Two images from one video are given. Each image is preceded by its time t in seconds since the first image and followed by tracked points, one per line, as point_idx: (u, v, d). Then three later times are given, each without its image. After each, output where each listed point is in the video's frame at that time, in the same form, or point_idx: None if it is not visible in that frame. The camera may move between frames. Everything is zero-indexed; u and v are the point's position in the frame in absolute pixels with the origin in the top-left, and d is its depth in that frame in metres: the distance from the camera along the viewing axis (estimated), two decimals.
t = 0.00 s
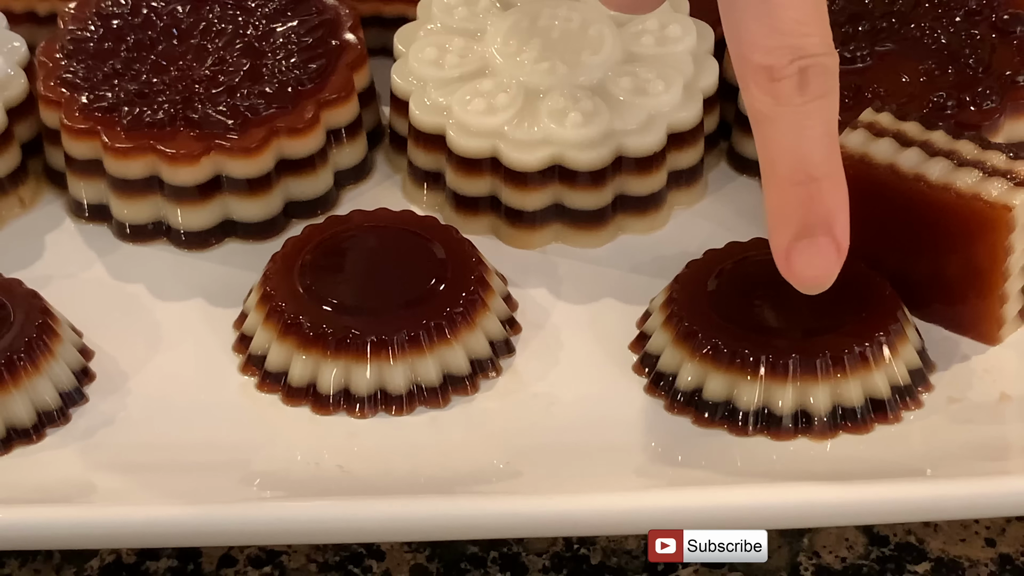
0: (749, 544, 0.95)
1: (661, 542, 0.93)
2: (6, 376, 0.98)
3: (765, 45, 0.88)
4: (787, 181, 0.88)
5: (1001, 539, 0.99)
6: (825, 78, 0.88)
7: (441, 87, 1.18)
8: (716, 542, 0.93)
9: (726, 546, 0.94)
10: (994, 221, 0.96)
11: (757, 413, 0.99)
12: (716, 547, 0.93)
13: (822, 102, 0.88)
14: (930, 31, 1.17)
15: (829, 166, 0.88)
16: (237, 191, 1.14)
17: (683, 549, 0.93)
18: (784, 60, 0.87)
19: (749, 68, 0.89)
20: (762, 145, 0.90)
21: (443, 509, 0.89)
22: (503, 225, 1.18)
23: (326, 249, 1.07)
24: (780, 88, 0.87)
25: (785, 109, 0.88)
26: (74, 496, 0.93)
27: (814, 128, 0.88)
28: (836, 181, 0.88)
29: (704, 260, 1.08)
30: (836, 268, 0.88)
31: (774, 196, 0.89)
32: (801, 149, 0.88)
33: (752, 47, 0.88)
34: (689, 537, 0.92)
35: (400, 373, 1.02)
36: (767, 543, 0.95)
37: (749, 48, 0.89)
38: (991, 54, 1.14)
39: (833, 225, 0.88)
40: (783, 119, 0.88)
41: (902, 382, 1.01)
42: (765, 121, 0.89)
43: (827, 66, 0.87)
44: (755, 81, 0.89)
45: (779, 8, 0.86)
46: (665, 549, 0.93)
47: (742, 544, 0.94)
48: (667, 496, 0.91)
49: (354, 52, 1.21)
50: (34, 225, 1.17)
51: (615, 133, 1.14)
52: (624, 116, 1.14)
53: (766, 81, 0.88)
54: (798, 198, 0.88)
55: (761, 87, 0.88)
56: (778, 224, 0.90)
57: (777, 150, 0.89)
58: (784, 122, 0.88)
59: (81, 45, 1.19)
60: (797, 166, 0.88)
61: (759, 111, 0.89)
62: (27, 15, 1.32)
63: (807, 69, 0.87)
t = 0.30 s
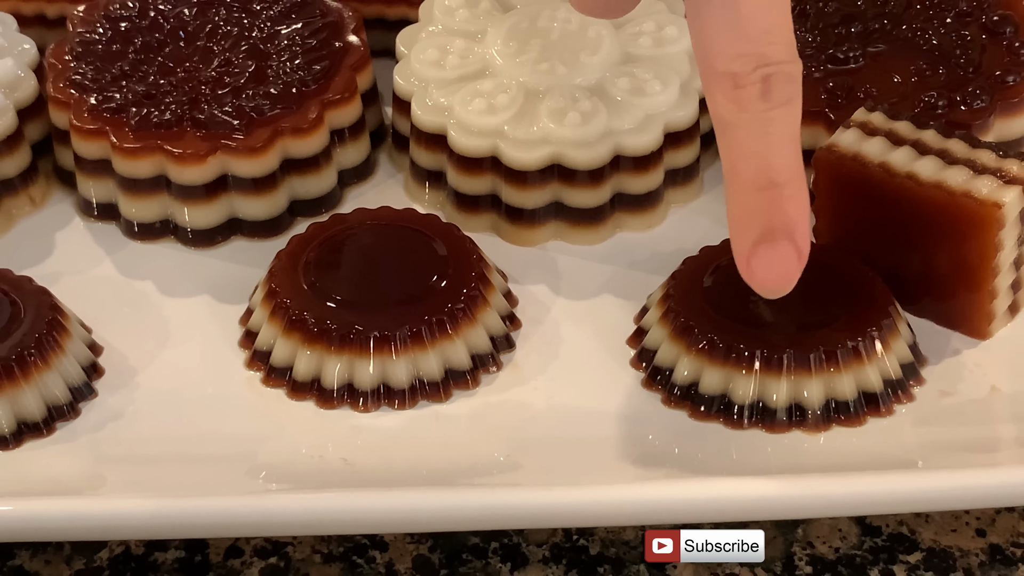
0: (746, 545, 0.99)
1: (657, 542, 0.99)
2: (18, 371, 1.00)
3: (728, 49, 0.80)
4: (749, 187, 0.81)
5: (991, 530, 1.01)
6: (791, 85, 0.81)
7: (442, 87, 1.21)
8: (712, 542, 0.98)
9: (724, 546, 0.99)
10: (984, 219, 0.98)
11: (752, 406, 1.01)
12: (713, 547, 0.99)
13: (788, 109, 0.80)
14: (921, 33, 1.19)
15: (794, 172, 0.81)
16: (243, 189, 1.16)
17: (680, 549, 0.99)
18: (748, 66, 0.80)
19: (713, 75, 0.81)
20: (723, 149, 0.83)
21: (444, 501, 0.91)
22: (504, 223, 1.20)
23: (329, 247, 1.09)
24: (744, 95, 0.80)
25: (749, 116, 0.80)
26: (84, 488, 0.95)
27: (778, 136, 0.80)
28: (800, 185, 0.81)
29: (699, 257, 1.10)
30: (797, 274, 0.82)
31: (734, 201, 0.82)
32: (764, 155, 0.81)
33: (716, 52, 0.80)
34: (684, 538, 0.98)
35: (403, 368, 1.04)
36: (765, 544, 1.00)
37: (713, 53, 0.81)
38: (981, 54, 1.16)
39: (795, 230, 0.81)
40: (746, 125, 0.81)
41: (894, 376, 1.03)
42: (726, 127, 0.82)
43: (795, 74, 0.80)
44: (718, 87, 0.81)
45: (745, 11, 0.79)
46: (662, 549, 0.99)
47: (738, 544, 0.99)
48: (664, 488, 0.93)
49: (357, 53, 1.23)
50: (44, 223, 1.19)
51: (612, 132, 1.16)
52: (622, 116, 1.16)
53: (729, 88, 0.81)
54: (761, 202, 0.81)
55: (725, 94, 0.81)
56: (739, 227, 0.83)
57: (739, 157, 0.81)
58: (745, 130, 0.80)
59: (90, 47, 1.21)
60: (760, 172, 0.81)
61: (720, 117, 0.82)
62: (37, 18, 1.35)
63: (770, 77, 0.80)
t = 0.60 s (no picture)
0: (743, 545, 1.00)
1: (655, 541, 1.01)
2: (29, 367, 1.03)
3: (709, 55, 0.76)
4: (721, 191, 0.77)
5: (981, 521, 1.04)
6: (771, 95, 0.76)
7: (444, 89, 1.23)
8: (709, 542, 1.00)
9: (721, 546, 1.00)
10: (973, 217, 1.00)
11: (747, 400, 1.04)
12: (710, 547, 1.00)
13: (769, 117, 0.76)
14: (912, 35, 1.22)
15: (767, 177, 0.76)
16: (249, 189, 1.18)
17: (678, 549, 1.00)
18: (729, 71, 0.76)
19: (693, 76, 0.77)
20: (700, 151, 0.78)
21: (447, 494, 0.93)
22: (504, 222, 1.23)
23: (333, 246, 1.12)
24: (723, 100, 0.76)
25: (726, 122, 0.76)
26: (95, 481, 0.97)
27: (754, 142, 0.76)
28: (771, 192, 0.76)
29: (695, 255, 1.12)
30: (759, 274, 0.78)
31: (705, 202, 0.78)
32: (740, 161, 0.76)
33: (698, 54, 0.76)
34: (683, 537, 1.00)
35: (405, 364, 1.06)
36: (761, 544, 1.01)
37: (695, 57, 0.77)
38: (971, 56, 1.19)
39: (763, 233, 0.77)
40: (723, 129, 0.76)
41: (885, 371, 1.05)
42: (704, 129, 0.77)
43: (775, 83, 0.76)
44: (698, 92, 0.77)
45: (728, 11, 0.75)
46: (660, 549, 1.01)
47: (736, 544, 1.00)
48: (661, 480, 0.95)
49: (361, 56, 1.25)
50: (55, 223, 1.22)
51: (610, 133, 1.19)
52: (619, 116, 1.19)
53: (709, 91, 0.76)
54: (733, 205, 0.76)
55: (704, 97, 0.76)
56: (707, 225, 0.78)
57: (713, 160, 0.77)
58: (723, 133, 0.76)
59: (99, 51, 1.24)
60: (732, 177, 0.76)
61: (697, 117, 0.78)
62: (47, 22, 1.37)
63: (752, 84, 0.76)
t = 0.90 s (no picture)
0: (739, 545, 1.02)
1: (651, 541, 1.04)
2: (40, 365, 1.05)
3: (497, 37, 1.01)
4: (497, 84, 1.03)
5: (972, 515, 1.06)
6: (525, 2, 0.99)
7: (446, 93, 1.25)
8: (706, 542, 1.03)
9: (718, 546, 1.03)
10: (965, 217, 1.02)
11: (743, 397, 1.06)
12: (707, 547, 1.03)
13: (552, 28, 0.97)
14: (904, 40, 1.24)
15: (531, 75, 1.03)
16: (255, 191, 1.21)
17: (675, 549, 1.03)
18: None
19: None
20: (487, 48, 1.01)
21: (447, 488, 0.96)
22: (505, 223, 1.25)
23: (338, 246, 1.14)
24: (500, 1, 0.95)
25: (498, 21, 0.99)
26: (105, 477, 0.99)
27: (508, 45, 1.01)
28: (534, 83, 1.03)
29: (692, 256, 1.14)
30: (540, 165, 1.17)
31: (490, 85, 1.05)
32: (516, 58, 1.01)
33: None
34: (679, 538, 1.03)
35: (408, 361, 1.08)
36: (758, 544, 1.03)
37: None
38: (963, 60, 1.21)
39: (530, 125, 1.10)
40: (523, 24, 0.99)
41: (878, 368, 1.07)
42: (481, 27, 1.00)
43: None
44: None
45: None
46: (656, 549, 1.03)
47: (731, 544, 1.03)
48: (657, 475, 0.97)
49: (364, 61, 1.28)
50: (65, 225, 1.24)
51: (609, 135, 1.21)
52: (617, 119, 1.21)
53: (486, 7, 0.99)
54: (506, 96, 1.05)
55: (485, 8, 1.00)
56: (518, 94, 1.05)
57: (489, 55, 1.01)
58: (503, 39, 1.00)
59: (108, 55, 1.26)
60: (504, 74, 1.03)
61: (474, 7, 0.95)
62: (57, 27, 1.40)
63: None
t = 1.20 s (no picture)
0: (736, 544, 1.04)
1: (649, 541, 1.05)
2: (49, 365, 1.07)
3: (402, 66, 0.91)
4: (374, 118, 0.92)
5: (964, 514, 1.08)
6: (421, 37, 0.90)
7: (447, 98, 1.27)
8: (703, 542, 1.05)
9: (714, 546, 1.05)
10: (957, 221, 1.04)
11: (739, 397, 1.08)
12: (704, 546, 1.05)
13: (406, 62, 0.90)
14: (898, 47, 1.26)
15: (415, 111, 0.92)
16: (260, 195, 1.23)
17: (672, 549, 1.05)
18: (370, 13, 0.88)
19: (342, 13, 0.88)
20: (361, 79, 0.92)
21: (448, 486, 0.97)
22: (506, 226, 1.27)
23: (342, 248, 1.16)
24: (370, 43, 0.89)
25: (372, 59, 0.90)
26: (112, 474, 1.01)
27: (403, 79, 0.91)
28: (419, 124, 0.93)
29: (690, 258, 1.16)
30: (416, 206, 0.94)
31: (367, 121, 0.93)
32: (391, 100, 0.92)
33: None
34: (676, 537, 1.05)
35: (410, 362, 1.10)
36: (754, 545, 1.05)
37: None
38: (955, 67, 1.23)
39: (414, 167, 0.94)
40: (374, 70, 0.91)
41: (873, 369, 1.09)
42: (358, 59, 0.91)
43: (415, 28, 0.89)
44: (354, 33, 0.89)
45: None
46: (653, 549, 1.05)
47: (729, 544, 1.04)
48: (654, 474, 0.99)
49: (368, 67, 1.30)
50: (74, 227, 1.26)
51: (608, 140, 1.23)
52: (616, 124, 1.23)
53: (357, 32, 0.89)
54: (385, 138, 0.93)
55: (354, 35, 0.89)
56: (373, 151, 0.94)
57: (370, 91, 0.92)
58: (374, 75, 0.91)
59: (116, 61, 1.28)
60: (386, 111, 0.92)
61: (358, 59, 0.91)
62: (66, 33, 1.42)
63: (394, 29, 0.88)
